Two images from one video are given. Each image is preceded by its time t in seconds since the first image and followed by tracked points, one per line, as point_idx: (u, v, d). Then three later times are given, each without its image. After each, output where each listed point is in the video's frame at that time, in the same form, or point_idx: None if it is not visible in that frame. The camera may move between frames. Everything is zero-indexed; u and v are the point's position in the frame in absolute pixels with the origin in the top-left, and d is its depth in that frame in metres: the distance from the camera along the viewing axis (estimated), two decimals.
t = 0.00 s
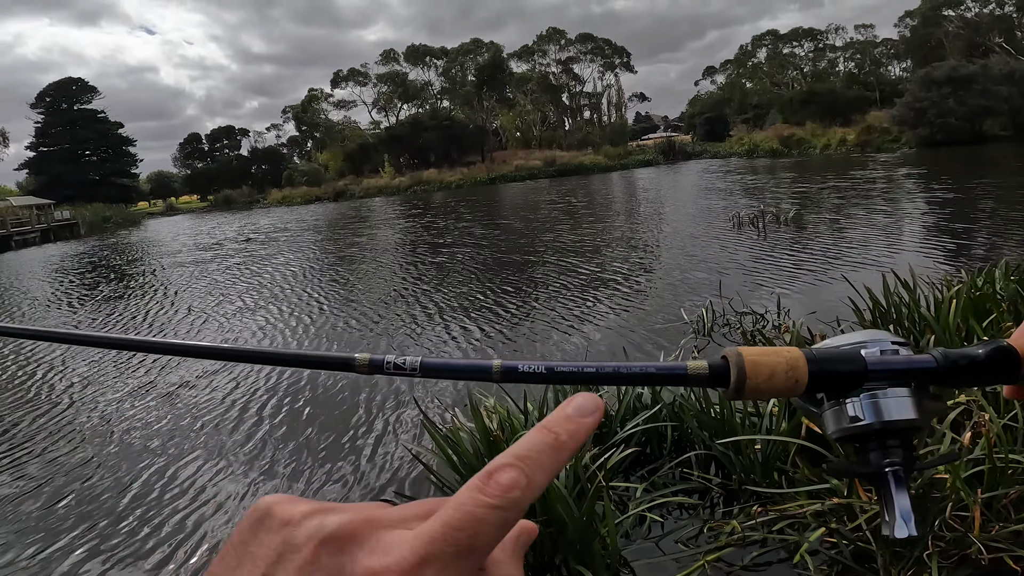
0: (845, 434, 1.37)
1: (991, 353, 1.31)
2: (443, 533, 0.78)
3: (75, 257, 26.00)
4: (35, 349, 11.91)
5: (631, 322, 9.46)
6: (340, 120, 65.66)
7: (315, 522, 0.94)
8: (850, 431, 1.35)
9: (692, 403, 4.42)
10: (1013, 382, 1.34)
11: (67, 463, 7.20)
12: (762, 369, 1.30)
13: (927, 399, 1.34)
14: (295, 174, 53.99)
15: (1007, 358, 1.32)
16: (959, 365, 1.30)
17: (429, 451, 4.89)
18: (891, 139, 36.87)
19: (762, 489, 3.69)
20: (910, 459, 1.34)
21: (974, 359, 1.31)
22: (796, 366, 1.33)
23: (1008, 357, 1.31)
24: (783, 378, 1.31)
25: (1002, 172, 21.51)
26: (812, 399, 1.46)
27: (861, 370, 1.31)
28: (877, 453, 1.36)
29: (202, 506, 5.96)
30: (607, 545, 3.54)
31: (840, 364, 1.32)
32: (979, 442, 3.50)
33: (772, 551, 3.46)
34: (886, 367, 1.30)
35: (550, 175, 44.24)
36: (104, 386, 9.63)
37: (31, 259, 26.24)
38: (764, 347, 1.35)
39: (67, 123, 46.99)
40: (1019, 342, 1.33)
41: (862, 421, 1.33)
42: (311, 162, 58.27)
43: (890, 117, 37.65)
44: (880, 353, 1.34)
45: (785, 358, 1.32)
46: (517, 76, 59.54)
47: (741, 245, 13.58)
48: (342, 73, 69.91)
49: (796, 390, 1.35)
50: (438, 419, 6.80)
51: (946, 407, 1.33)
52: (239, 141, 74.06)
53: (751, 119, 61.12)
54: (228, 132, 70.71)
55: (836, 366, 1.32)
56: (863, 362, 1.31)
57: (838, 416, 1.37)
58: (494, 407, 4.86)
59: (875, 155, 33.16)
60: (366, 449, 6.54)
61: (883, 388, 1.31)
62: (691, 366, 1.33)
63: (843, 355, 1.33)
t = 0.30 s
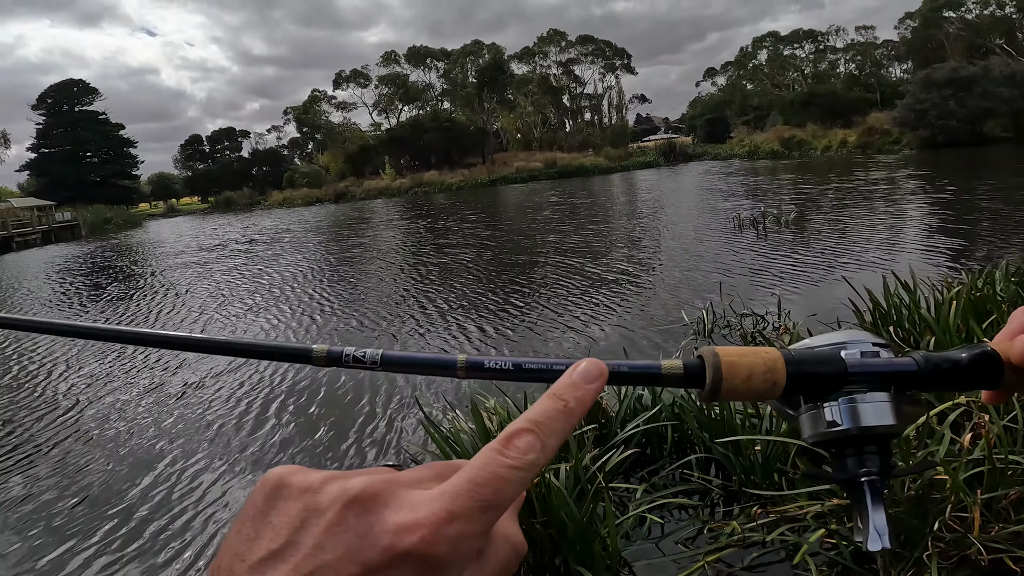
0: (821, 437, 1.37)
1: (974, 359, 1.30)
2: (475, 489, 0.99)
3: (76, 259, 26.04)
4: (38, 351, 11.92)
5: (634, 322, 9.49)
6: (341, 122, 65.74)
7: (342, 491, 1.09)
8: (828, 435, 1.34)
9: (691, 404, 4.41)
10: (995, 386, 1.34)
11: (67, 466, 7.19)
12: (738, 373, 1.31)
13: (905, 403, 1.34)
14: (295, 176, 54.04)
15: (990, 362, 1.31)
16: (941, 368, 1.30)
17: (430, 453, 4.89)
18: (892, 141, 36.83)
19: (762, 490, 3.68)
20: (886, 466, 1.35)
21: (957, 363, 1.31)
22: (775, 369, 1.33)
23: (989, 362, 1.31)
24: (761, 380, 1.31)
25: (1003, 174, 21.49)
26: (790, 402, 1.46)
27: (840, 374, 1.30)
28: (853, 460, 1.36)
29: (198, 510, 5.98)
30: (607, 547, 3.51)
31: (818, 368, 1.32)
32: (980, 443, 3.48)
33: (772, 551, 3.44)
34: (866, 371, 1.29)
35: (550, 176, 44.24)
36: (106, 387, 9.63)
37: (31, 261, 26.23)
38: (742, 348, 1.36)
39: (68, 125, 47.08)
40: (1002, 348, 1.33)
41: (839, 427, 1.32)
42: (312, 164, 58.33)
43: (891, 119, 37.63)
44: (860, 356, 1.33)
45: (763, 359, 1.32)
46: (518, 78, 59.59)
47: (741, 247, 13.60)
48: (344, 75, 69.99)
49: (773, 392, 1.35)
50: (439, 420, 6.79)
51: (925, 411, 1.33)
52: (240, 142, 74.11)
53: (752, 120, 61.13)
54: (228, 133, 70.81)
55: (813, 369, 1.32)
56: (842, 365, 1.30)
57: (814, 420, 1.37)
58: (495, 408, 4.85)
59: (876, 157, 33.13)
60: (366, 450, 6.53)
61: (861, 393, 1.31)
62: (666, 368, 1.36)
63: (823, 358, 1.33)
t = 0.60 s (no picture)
0: (832, 445, 1.36)
1: (985, 366, 1.28)
2: (205, 423, 1.04)
3: (76, 260, 26.01)
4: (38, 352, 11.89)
5: (633, 324, 9.50)
6: (342, 124, 65.84)
7: (83, 454, 1.09)
8: (838, 443, 1.34)
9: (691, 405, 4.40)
10: (1005, 394, 1.32)
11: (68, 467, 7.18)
12: (743, 382, 1.30)
13: (914, 411, 1.32)
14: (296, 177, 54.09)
15: (997, 372, 1.30)
16: (951, 377, 1.28)
17: (431, 454, 4.88)
18: (892, 142, 36.82)
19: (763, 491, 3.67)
20: (894, 475, 1.33)
21: (965, 370, 1.30)
22: (784, 380, 1.32)
23: (999, 371, 1.29)
24: (770, 392, 1.30)
25: (1004, 176, 21.45)
26: (798, 409, 1.44)
27: (850, 384, 1.29)
28: (860, 467, 1.35)
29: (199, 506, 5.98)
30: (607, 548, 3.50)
31: (827, 378, 1.31)
32: (980, 445, 3.47)
33: (773, 552, 3.44)
34: (875, 380, 1.28)
35: (551, 178, 44.25)
36: (107, 388, 9.62)
37: (31, 262, 26.21)
38: (754, 359, 1.33)
39: (69, 126, 47.13)
40: (1012, 356, 1.32)
41: (850, 436, 1.31)
42: (313, 166, 58.39)
43: (892, 120, 37.62)
44: (870, 364, 1.32)
45: (772, 370, 1.31)
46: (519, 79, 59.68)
47: (742, 248, 13.60)
48: (345, 76, 70.08)
49: (783, 403, 1.33)
50: (440, 421, 6.79)
51: (933, 419, 1.32)
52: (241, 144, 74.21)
53: (752, 122, 61.15)
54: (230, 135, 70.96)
55: (821, 379, 1.31)
56: (851, 374, 1.29)
57: (824, 429, 1.36)
58: (496, 409, 4.83)
59: (877, 158, 33.10)
60: (366, 450, 6.52)
61: (871, 402, 1.30)
62: (678, 380, 1.33)
63: (832, 367, 1.31)
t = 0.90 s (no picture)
0: (830, 438, 1.34)
1: (985, 358, 1.27)
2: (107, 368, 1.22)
3: (76, 260, 25.97)
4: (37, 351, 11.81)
5: (632, 325, 9.48)
6: (342, 125, 65.88)
7: None
8: (836, 436, 1.33)
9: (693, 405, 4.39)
10: (1002, 388, 1.31)
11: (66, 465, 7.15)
12: (740, 364, 1.31)
13: (912, 404, 1.32)
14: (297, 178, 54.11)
15: (997, 367, 1.28)
16: (947, 371, 1.28)
17: (432, 454, 4.87)
18: (893, 144, 36.77)
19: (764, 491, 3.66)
20: (893, 468, 1.33)
21: (961, 364, 1.29)
22: (783, 373, 1.32)
23: (997, 366, 1.27)
24: (770, 385, 1.30)
25: (1004, 177, 21.46)
26: (797, 404, 1.43)
27: (848, 378, 1.28)
28: (860, 460, 1.34)
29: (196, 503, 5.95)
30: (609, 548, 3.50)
31: (825, 371, 1.30)
32: (981, 446, 3.46)
33: (775, 553, 3.43)
34: (871, 374, 1.28)
35: (552, 179, 44.26)
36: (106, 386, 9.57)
37: (32, 262, 26.20)
38: (751, 352, 1.34)
39: (70, 126, 47.13)
40: (1009, 349, 1.30)
41: (847, 428, 1.31)
42: (313, 166, 58.40)
43: (892, 122, 37.63)
44: (868, 358, 1.32)
45: (771, 364, 1.31)
46: (519, 80, 59.78)
47: (742, 249, 13.62)
48: (346, 77, 70.12)
49: (781, 397, 1.34)
50: (440, 421, 6.77)
51: (933, 413, 1.31)
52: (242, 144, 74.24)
53: (753, 123, 61.19)
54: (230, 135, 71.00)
55: (820, 372, 1.30)
56: (849, 368, 1.29)
57: (824, 421, 1.35)
58: (497, 411, 4.84)
59: (878, 160, 33.09)
60: (367, 451, 6.51)
61: (869, 395, 1.30)
62: (676, 374, 1.33)
63: (829, 361, 1.31)
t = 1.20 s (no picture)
0: (819, 418, 1.35)
1: (973, 339, 1.30)
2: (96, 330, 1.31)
3: (70, 256, 25.79)
4: (30, 348, 11.71)
5: (627, 324, 9.52)
6: (339, 122, 65.68)
7: None
8: (826, 415, 1.33)
9: (692, 404, 4.39)
10: (985, 369, 1.34)
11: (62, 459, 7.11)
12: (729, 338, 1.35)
13: (899, 386, 1.32)
14: (293, 175, 53.95)
15: (981, 346, 1.31)
16: (932, 351, 1.31)
17: (431, 452, 4.86)
18: (890, 144, 36.89)
19: (762, 489, 3.67)
20: (882, 446, 1.34)
21: (948, 345, 1.32)
22: (772, 349, 1.34)
23: (982, 345, 1.30)
24: (760, 361, 1.33)
25: (1001, 178, 21.55)
26: (786, 384, 1.45)
27: (834, 355, 1.31)
28: (848, 439, 1.35)
29: (191, 501, 5.92)
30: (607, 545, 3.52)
31: (813, 351, 1.32)
32: (976, 444, 3.49)
33: (772, 550, 3.44)
34: (859, 352, 1.29)
35: (549, 177, 44.26)
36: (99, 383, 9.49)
37: (27, 258, 26.03)
38: (742, 329, 1.37)
39: (66, 122, 46.89)
40: (993, 331, 1.33)
41: (836, 407, 1.31)
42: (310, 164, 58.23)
43: (889, 122, 37.73)
44: (855, 337, 1.34)
45: (759, 341, 1.33)
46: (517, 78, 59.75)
47: (740, 248, 13.67)
48: (343, 74, 69.90)
49: (770, 373, 1.35)
50: (438, 420, 6.78)
51: (920, 393, 1.32)
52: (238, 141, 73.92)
53: (750, 123, 61.30)
54: (227, 132, 70.68)
55: (809, 351, 1.33)
56: (838, 346, 1.31)
57: (811, 399, 1.36)
58: (496, 409, 4.83)
59: (875, 160, 33.16)
60: (364, 449, 6.50)
61: (856, 373, 1.31)
62: (665, 347, 1.34)
63: (818, 339, 1.33)
